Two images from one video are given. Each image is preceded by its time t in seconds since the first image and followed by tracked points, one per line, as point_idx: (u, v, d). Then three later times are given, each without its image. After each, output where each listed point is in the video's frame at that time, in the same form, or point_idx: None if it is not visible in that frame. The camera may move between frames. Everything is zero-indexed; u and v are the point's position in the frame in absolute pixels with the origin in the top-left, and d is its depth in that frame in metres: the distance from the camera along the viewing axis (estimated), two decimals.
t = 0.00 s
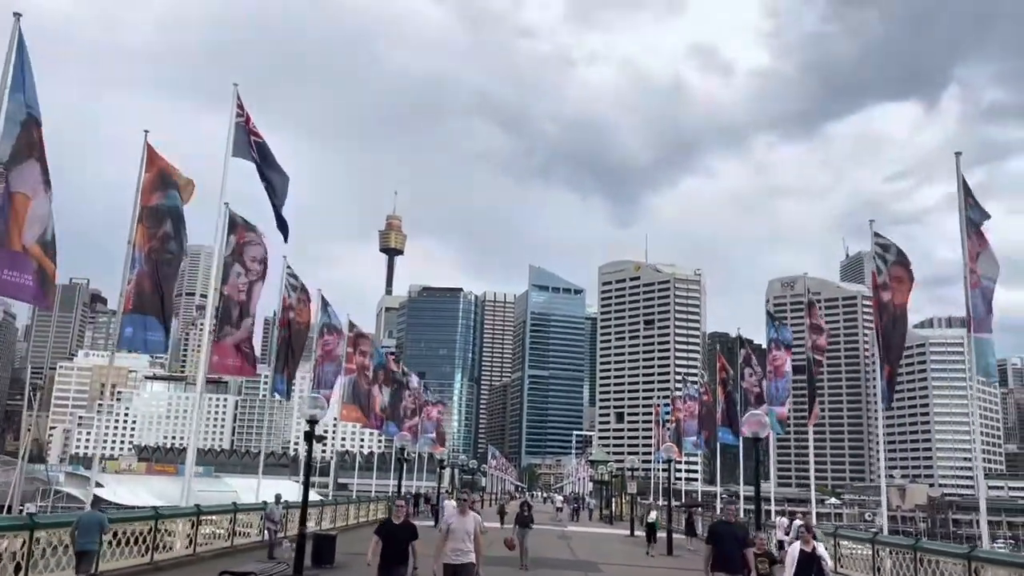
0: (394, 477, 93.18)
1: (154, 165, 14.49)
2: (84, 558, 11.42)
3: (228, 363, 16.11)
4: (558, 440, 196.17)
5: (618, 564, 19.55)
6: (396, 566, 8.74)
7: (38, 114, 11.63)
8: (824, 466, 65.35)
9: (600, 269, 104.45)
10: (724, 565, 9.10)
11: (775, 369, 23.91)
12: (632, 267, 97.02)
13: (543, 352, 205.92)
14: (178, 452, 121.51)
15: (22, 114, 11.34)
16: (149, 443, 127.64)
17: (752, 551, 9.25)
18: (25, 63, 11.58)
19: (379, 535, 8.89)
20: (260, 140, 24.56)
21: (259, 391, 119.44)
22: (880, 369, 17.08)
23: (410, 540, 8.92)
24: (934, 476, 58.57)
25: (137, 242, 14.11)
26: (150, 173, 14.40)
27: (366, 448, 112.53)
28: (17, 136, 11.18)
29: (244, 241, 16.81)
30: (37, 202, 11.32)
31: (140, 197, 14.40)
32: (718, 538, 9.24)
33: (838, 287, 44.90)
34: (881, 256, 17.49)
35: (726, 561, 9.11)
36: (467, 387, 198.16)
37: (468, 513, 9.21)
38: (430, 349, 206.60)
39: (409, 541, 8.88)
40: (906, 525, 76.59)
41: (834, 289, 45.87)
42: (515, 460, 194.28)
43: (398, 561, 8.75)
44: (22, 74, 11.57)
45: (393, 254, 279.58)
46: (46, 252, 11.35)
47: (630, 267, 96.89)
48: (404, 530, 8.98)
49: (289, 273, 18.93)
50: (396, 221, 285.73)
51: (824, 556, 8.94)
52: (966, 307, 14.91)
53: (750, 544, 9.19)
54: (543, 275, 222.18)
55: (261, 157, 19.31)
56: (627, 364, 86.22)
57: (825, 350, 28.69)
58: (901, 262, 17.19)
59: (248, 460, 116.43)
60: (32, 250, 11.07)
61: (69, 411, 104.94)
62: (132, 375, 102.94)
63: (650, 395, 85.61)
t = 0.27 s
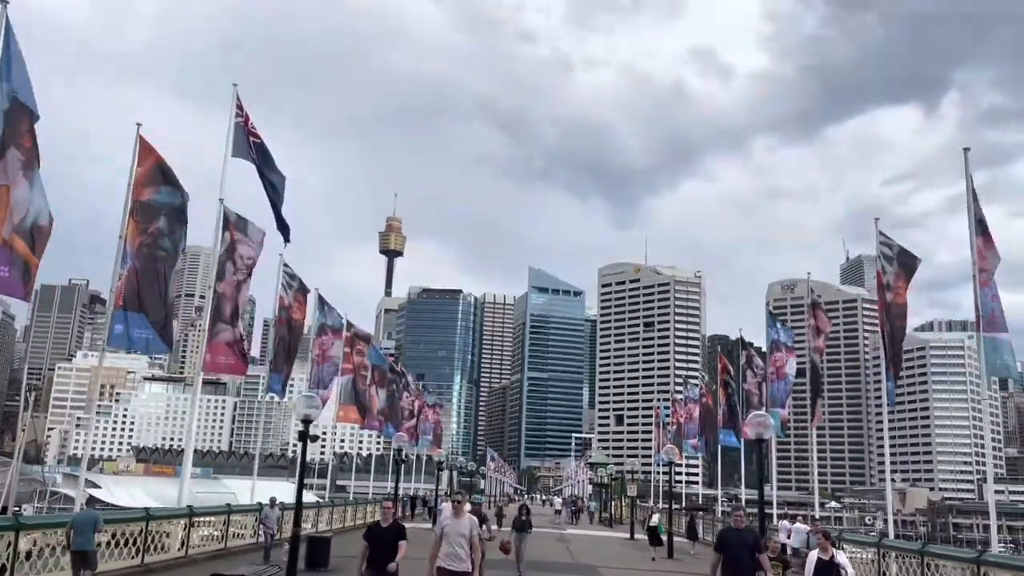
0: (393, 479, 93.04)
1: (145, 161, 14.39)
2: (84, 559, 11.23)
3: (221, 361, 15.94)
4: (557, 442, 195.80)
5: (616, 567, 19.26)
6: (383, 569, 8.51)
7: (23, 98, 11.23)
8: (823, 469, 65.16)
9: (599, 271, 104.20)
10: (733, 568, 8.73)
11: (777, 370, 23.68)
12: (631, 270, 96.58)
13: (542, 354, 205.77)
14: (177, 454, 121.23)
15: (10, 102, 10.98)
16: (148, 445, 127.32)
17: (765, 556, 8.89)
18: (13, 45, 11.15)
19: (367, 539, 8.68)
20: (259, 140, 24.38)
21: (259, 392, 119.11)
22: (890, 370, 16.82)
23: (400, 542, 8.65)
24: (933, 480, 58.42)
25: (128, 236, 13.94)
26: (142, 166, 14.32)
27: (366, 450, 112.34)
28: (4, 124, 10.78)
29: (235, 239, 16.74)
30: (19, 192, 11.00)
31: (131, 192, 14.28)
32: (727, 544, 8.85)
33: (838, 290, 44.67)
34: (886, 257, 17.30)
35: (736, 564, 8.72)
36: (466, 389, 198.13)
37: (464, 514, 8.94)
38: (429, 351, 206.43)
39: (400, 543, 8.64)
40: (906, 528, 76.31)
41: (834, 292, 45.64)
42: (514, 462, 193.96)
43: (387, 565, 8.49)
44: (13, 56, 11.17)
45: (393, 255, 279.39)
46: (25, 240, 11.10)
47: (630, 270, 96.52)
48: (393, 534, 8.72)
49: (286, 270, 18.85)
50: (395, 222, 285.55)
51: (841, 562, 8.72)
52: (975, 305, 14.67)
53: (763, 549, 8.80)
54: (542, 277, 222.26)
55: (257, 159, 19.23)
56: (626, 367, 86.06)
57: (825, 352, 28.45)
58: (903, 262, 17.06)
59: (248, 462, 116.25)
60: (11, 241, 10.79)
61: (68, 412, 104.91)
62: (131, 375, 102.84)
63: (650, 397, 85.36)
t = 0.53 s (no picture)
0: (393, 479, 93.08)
1: (138, 157, 14.24)
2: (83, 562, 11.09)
3: (216, 361, 15.86)
4: (557, 443, 195.73)
5: (615, 570, 19.13)
6: None
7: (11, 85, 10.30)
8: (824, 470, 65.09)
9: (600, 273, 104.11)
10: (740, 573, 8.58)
11: (777, 371, 23.52)
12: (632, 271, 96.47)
13: (543, 354, 205.80)
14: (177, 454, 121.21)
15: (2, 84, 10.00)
16: (148, 445, 127.30)
17: (772, 562, 8.77)
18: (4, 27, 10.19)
19: (350, 545, 8.29)
20: (259, 140, 24.23)
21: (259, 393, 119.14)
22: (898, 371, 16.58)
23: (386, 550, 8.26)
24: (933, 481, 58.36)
25: (121, 234, 13.79)
26: (134, 163, 14.15)
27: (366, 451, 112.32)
28: None
29: (231, 237, 16.63)
30: (6, 176, 9.91)
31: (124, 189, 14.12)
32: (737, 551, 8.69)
33: (839, 292, 44.51)
34: (893, 255, 17.08)
35: (744, 570, 8.57)
36: (467, 390, 198.12)
37: (455, 521, 8.07)
38: (430, 352, 206.42)
39: (386, 550, 8.22)
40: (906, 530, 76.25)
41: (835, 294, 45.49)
42: (514, 463, 193.93)
43: None
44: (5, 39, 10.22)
45: (394, 256, 279.46)
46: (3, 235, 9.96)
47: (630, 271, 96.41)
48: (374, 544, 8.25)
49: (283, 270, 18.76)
50: (396, 223, 285.62)
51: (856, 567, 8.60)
52: (983, 305, 14.45)
53: (772, 556, 8.68)
54: (543, 278, 222.37)
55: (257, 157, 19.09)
56: (626, 368, 86.04)
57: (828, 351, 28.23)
58: (907, 261, 16.89)
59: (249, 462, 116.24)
60: None
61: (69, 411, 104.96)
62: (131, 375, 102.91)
63: (651, 398, 85.28)
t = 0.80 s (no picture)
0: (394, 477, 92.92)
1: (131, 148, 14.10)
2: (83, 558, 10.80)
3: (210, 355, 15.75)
4: (559, 441, 195.71)
5: (617, 568, 18.96)
6: None
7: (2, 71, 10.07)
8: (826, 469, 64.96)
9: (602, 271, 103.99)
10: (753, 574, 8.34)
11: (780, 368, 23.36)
12: (634, 269, 96.33)
13: (545, 352, 205.83)
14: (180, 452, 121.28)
15: None
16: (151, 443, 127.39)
17: (784, 564, 8.59)
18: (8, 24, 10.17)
19: (330, 545, 7.33)
20: (260, 137, 24.04)
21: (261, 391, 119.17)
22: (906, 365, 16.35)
23: (372, 555, 7.32)
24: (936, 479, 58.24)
25: (113, 225, 13.66)
26: (126, 152, 13.97)
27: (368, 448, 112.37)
28: None
29: (227, 231, 16.54)
30: None
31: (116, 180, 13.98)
32: (753, 553, 8.42)
33: (841, 289, 44.31)
34: (898, 248, 16.92)
35: (758, 571, 8.35)
36: (469, 388, 198.15)
37: (447, 518, 7.70)
38: (432, 349, 206.44)
39: (371, 555, 7.29)
40: (908, 528, 76.20)
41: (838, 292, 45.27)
42: (516, 461, 193.75)
43: None
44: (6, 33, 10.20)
45: (396, 254, 279.53)
46: None
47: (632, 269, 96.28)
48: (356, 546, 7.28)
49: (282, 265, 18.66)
50: (398, 221, 285.56)
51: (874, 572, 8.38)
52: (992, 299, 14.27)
53: (785, 556, 8.48)
54: (545, 277, 222.39)
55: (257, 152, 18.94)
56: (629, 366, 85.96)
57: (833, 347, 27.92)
58: (913, 256, 16.72)
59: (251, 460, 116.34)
60: None
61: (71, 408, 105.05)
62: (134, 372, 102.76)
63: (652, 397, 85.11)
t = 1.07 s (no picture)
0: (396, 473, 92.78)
1: (119, 139, 13.97)
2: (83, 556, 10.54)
3: (204, 349, 15.66)
4: (562, 437, 195.56)
5: (617, 565, 18.66)
6: None
7: None
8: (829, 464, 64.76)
9: (604, 267, 103.70)
10: None
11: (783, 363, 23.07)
12: (636, 265, 96.04)
13: (547, 348, 205.67)
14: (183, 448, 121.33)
15: None
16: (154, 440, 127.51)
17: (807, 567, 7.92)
18: None
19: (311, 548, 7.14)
20: (261, 133, 23.85)
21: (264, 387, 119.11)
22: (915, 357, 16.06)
23: (357, 557, 7.07)
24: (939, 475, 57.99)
25: (101, 218, 13.49)
26: (114, 143, 13.84)
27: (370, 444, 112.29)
28: None
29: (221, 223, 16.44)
30: None
31: (104, 171, 13.84)
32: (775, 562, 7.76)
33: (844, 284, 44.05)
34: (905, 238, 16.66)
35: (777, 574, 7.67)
36: (472, 384, 198.14)
37: (440, 520, 7.30)
38: (434, 346, 206.32)
39: (358, 558, 7.07)
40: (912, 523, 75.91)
41: (841, 288, 45.01)
42: (519, 457, 193.74)
43: None
44: None
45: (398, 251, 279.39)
46: None
47: (635, 265, 95.98)
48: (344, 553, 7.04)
49: (280, 258, 18.57)
50: (400, 218, 285.36)
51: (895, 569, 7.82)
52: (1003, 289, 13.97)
53: (807, 558, 7.81)
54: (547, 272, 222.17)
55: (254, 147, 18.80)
56: (631, 361, 85.82)
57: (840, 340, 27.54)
58: (920, 246, 16.47)
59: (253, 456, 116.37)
60: None
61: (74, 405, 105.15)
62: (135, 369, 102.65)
63: (655, 393, 84.83)
